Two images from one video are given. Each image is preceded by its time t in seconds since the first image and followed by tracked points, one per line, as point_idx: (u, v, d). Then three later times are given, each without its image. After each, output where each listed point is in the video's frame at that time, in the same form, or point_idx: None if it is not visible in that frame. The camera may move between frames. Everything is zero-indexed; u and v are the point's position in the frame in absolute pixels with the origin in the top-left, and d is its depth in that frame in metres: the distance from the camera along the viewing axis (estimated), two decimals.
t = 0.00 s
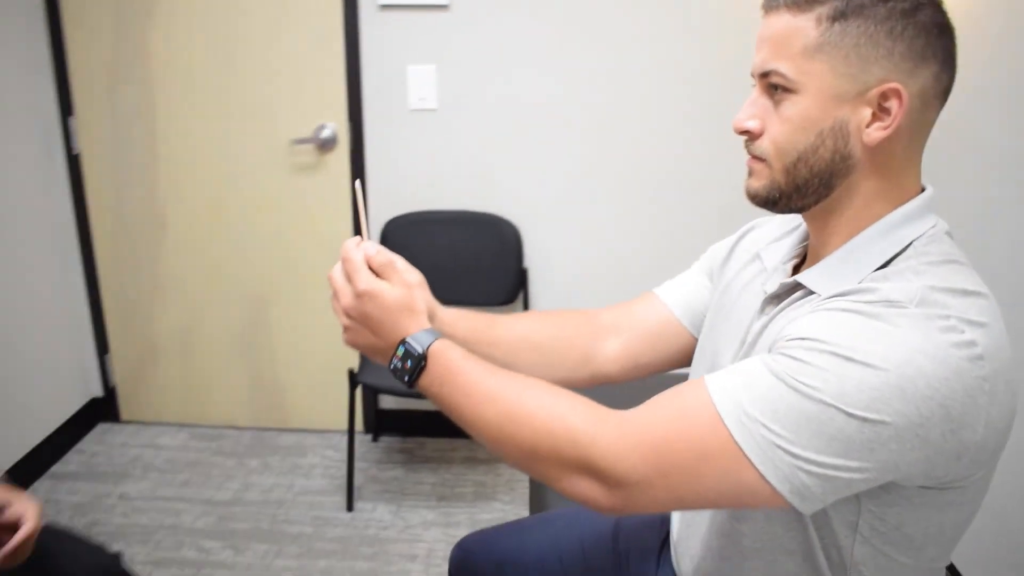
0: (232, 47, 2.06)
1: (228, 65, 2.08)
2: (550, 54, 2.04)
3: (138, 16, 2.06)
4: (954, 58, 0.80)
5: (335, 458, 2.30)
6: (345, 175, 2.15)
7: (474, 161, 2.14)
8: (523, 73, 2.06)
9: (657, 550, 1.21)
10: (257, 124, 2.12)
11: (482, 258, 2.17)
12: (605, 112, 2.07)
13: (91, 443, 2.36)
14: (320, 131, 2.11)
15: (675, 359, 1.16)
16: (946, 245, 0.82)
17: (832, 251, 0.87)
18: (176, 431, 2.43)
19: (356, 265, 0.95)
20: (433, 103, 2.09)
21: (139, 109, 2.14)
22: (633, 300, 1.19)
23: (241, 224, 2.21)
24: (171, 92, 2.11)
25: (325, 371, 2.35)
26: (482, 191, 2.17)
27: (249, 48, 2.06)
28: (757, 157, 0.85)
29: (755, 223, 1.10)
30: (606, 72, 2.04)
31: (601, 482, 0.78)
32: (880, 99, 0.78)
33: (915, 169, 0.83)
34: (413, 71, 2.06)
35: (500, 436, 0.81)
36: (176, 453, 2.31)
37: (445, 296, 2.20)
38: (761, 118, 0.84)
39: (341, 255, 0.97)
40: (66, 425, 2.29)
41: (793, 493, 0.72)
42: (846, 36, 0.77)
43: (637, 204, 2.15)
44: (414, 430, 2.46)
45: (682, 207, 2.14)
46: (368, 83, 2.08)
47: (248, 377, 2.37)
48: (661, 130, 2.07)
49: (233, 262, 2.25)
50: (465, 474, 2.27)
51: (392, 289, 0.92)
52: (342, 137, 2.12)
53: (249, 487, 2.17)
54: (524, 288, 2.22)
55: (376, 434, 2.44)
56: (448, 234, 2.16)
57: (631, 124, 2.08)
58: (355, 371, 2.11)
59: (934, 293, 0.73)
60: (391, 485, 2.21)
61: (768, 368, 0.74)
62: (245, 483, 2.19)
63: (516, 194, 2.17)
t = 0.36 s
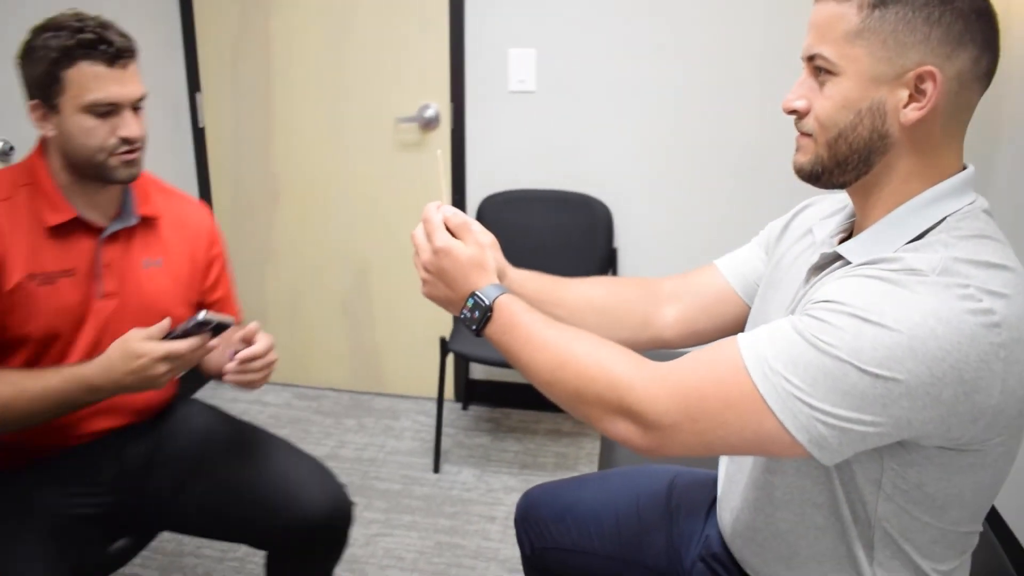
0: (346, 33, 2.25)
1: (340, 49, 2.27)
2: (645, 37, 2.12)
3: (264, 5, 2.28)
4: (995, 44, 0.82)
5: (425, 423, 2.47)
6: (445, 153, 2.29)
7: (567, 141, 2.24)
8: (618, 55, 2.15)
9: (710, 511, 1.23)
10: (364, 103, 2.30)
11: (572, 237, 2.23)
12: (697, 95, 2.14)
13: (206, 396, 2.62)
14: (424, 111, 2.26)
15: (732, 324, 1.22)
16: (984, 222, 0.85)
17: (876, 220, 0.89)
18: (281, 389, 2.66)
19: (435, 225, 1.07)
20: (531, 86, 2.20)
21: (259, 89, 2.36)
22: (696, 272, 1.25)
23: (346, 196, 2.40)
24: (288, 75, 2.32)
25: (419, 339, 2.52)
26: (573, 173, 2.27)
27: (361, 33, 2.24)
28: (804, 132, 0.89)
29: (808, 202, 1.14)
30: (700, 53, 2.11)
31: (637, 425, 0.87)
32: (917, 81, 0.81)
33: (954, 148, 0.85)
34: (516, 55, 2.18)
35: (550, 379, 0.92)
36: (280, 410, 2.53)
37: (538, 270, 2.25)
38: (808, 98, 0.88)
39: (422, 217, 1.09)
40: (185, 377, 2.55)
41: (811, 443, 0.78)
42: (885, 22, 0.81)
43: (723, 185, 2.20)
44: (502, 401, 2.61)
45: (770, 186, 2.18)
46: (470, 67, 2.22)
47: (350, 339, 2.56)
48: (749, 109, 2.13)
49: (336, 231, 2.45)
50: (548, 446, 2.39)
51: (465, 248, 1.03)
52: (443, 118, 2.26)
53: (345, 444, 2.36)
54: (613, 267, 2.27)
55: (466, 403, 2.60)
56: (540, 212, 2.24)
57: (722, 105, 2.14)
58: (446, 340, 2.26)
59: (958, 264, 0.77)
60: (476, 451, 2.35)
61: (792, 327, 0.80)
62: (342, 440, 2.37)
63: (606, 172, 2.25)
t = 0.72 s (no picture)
0: (364, 59, 2.31)
1: (358, 74, 2.33)
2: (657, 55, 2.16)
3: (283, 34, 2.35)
4: (983, 58, 0.83)
5: (447, 442, 2.51)
6: (463, 174, 2.35)
7: (582, 159, 2.29)
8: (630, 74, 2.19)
9: (722, 523, 1.24)
10: (381, 127, 2.36)
11: (588, 255, 2.26)
12: (709, 112, 2.18)
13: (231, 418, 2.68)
14: (442, 133, 2.31)
15: (741, 337, 1.24)
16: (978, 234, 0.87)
17: (869, 235, 0.93)
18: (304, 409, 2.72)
19: (447, 247, 1.12)
20: (547, 106, 2.25)
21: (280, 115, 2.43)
22: (701, 288, 1.27)
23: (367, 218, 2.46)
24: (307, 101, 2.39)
25: (439, 357, 2.57)
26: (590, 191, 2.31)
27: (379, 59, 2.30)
28: (800, 150, 0.93)
29: (811, 216, 1.16)
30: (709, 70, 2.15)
31: (640, 436, 0.90)
32: (904, 98, 0.83)
33: (947, 161, 0.87)
34: (531, 77, 2.24)
35: (557, 393, 0.95)
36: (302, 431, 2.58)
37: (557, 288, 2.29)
38: (803, 117, 0.91)
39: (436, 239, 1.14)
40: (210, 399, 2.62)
41: (807, 451, 0.81)
42: (872, 43, 0.83)
43: (736, 200, 2.24)
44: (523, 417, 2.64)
45: (783, 200, 2.21)
46: (487, 89, 2.27)
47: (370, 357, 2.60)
48: (760, 125, 2.16)
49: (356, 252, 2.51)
50: (568, 462, 2.41)
51: (476, 269, 1.07)
52: (461, 140, 2.32)
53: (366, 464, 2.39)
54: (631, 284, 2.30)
55: (488, 421, 2.64)
56: (557, 230, 2.27)
57: (734, 120, 2.17)
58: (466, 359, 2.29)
59: (947, 275, 0.80)
60: (497, 469, 2.38)
61: (787, 339, 0.83)
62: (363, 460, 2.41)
63: (621, 189, 2.29)
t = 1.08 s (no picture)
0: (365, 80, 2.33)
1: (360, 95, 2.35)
2: (655, 75, 2.18)
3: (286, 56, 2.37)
4: (973, 80, 0.85)
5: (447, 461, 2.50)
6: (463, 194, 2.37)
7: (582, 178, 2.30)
8: (629, 94, 2.21)
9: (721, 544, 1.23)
10: (382, 147, 2.38)
11: (587, 273, 2.27)
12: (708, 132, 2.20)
13: (231, 437, 2.68)
14: (443, 153, 2.33)
15: (739, 357, 1.25)
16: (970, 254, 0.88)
17: (865, 255, 0.94)
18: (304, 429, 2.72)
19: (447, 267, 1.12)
20: (547, 126, 2.27)
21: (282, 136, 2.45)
22: (698, 309, 1.28)
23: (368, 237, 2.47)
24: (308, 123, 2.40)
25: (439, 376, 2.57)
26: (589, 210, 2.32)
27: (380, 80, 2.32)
28: (793, 174, 0.94)
29: (808, 237, 1.17)
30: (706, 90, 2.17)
31: (636, 457, 0.90)
32: (895, 122, 0.84)
33: (939, 183, 0.89)
34: (530, 97, 2.26)
35: (554, 414, 0.96)
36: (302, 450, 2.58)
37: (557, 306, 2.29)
38: (795, 141, 0.92)
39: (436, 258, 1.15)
40: (209, 418, 2.62)
41: (802, 472, 0.81)
42: (862, 68, 0.84)
43: (735, 218, 2.25)
44: (524, 436, 2.64)
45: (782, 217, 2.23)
46: (487, 109, 2.29)
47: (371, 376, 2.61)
48: (758, 143, 2.18)
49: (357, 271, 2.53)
50: (569, 481, 2.40)
51: (476, 289, 1.08)
52: (462, 160, 2.34)
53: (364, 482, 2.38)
54: (630, 303, 2.31)
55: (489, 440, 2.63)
56: (556, 249, 2.28)
57: (733, 139, 2.19)
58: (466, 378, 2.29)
59: (939, 296, 0.80)
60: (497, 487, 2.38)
61: (781, 361, 0.84)
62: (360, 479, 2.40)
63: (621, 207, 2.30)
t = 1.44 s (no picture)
0: (348, 81, 2.31)
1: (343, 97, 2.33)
2: (639, 79, 2.18)
3: (267, 56, 2.34)
4: (956, 85, 0.85)
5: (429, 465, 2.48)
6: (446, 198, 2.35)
7: (567, 180, 2.29)
8: (613, 98, 2.21)
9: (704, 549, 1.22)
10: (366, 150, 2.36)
11: (570, 277, 2.24)
12: (691, 137, 2.20)
13: (210, 442, 2.64)
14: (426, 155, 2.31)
15: (721, 360, 1.24)
16: (953, 258, 0.88)
17: (848, 258, 0.94)
18: (286, 434, 2.68)
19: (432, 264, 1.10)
20: (530, 129, 2.26)
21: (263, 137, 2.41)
22: (680, 312, 1.27)
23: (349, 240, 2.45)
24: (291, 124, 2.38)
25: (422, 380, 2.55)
26: (572, 214, 2.32)
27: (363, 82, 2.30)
28: (776, 178, 0.94)
29: (790, 241, 1.16)
30: (689, 94, 2.17)
31: (618, 462, 0.89)
32: (880, 126, 0.84)
33: (922, 187, 0.89)
34: (514, 99, 2.25)
35: (537, 418, 0.94)
36: (284, 455, 2.54)
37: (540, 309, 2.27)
38: (779, 144, 0.92)
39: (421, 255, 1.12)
40: (188, 424, 2.57)
41: (786, 477, 0.81)
42: (847, 72, 0.84)
43: (721, 222, 2.25)
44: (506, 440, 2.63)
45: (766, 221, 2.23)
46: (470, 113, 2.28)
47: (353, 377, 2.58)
48: (742, 147, 2.19)
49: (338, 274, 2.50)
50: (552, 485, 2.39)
51: (460, 287, 1.07)
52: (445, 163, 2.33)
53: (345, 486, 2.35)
54: (614, 306, 2.31)
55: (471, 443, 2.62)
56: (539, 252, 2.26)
57: (717, 143, 2.19)
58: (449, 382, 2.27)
59: (923, 299, 0.80)
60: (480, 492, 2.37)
61: (765, 365, 0.83)
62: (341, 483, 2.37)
63: (606, 210, 2.30)
